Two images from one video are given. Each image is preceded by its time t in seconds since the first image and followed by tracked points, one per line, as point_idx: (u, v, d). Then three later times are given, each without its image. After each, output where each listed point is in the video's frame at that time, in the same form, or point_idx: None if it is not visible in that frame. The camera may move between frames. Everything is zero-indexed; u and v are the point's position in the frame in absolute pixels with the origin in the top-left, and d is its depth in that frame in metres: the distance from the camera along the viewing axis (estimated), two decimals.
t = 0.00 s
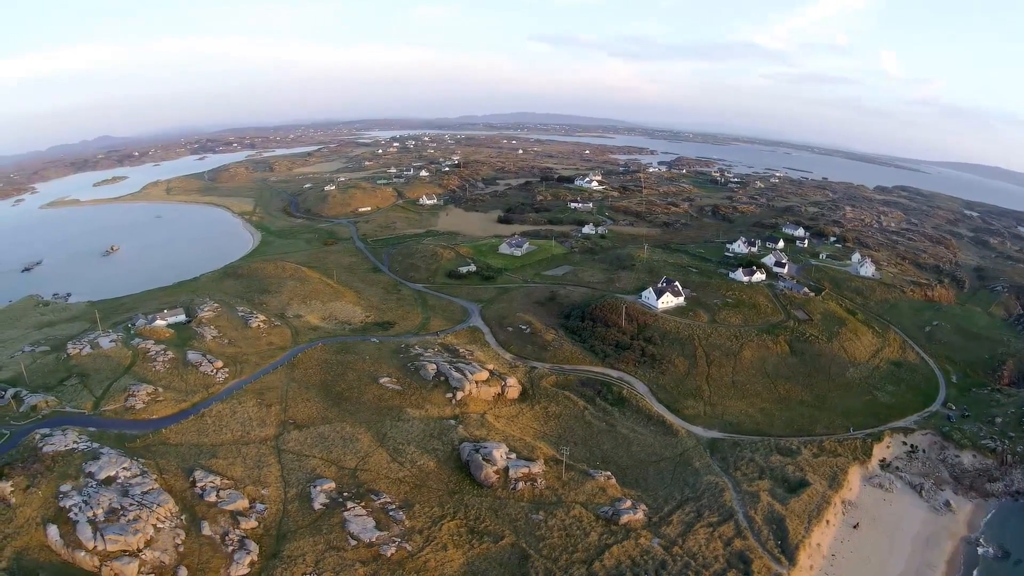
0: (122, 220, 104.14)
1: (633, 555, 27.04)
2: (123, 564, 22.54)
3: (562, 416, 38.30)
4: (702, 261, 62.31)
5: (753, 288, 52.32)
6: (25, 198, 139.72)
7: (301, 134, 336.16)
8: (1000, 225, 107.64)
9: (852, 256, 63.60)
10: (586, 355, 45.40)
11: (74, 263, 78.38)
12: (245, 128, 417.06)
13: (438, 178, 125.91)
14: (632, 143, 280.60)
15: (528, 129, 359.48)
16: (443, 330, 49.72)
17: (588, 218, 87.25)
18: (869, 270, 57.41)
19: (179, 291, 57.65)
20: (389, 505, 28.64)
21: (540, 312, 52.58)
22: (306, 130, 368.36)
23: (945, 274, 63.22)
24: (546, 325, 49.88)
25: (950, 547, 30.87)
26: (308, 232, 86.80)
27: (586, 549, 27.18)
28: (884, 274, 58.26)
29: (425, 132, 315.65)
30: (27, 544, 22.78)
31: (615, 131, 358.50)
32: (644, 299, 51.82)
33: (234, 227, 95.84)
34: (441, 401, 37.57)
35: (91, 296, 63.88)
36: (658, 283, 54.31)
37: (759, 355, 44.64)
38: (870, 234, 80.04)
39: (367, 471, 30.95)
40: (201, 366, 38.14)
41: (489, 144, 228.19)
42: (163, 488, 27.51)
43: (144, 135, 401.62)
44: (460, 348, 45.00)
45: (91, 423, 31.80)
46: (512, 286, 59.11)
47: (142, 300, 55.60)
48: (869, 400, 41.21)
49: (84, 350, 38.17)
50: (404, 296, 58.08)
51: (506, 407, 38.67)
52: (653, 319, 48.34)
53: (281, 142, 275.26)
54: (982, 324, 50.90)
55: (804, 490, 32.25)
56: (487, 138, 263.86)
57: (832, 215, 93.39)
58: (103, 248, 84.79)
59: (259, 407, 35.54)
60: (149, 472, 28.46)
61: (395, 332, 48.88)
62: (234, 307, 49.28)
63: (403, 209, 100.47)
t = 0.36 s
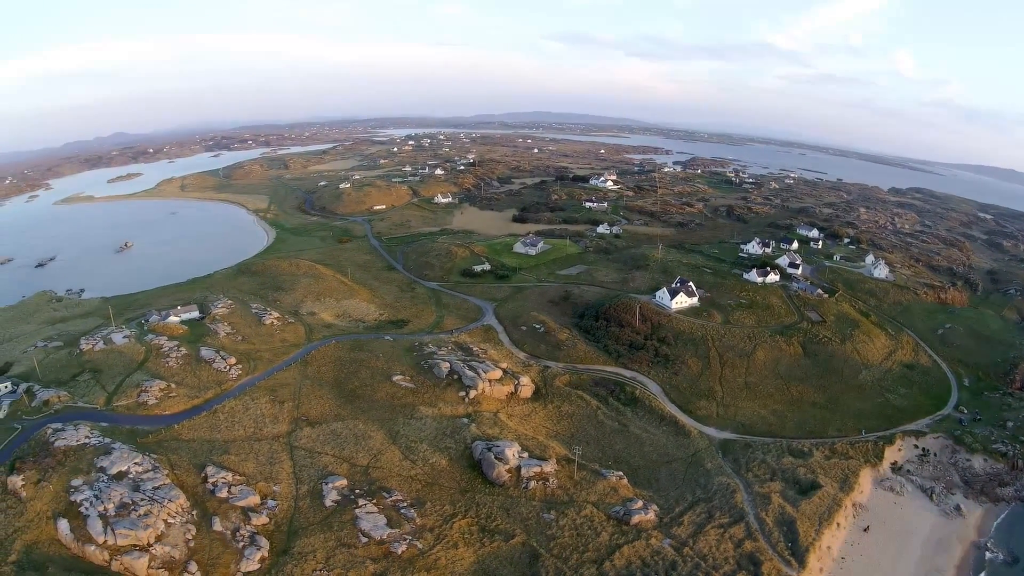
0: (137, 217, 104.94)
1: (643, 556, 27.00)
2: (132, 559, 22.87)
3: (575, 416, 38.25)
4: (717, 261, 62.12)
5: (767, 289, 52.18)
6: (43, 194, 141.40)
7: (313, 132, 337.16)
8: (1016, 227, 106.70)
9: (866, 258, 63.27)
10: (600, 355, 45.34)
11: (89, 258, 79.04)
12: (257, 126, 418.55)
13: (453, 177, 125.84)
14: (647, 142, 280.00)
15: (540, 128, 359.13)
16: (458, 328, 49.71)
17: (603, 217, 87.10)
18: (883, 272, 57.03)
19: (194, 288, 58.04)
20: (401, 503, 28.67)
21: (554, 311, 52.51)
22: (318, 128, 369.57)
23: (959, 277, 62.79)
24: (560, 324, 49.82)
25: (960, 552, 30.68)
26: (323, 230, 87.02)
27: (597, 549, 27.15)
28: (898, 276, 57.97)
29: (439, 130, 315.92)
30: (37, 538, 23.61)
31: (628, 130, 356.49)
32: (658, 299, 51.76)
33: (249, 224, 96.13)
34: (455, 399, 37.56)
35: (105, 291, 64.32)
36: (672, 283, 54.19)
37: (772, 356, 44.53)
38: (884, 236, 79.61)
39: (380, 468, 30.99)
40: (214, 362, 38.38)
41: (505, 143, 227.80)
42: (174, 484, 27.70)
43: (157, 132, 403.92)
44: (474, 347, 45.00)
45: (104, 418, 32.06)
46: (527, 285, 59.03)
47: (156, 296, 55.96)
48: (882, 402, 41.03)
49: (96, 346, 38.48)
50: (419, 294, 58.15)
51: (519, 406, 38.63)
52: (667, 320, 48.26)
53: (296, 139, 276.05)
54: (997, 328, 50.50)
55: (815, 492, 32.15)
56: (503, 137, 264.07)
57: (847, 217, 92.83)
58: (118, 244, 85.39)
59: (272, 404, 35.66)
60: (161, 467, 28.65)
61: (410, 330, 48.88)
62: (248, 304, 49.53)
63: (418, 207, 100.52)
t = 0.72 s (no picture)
0: (153, 213, 105.79)
1: (655, 556, 26.96)
2: (143, 554, 23.12)
3: (589, 415, 38.22)
4: (733, 262, 61.93)
5: (782, 290, 51.95)
6: (61, 190, 143.09)
7: (325, 129, 338.23)
8: None
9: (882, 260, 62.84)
10: (615, 355, 45.26)
11: (104, 254, 79.77)
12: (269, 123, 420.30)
13: (469, 175, 125.67)
14: (662, 142, 278.95)
15: (551, 126, 358.53)
16: (473, 327, 49.73)
17: (619, 217, 86.84)
18: (898, 275, 56.80)
19: (210, 284, 58.46)
20: (413, 500, 28.74)
21: (569, 311, 52.43)
22: (330, 125, 370.44)
23: (973, 280, 62.37)
24: (576, 324, 49.73)
25: (971, 558, 30.48)
26: (339, 227, 87.15)
27: (609, 549, 27.11)
28: (912, 278, 57.65)
29: (453, 128, 316.01)
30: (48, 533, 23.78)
31: (640, 129, 354.70)
32: (673, 300, 51.66)
33: (264, 221, 96.53)
34: (469, 397, 37.62)
35: (119, 286, 64.82)
36: (688, 283, 54.03)
37: (787, 358, 44.36)
38: (900, 238, 79.12)
39: (393, 466, 31.09)
40: (229, 358, 38.68)
41: (522, 142, 227.40)
42: (187, 479, 27.98)
43: (169, 129, 406.66)
44: (489, 345, 44.95)
45: (117, 413, 32.37)
46: (543, 284, 59.00)
47: (171, 292, 56.47)
48: (895, 405, 40.82)
49: (111, 341, 38.85)
50: (434, 292, 58.20)
51: (534, 405, 38.63)
52: (683, 320, 48.14)
53: (312, 137, 276.83)
54: (1013, 332, 50.01)
55: (828, 495, 32.05)
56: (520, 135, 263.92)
57: (862, 218, 92.30)
58: (134, 239, 86.11)
59: (286, 400, 35.87)
60: (174, 462, 28.94)
61: (425, 328, 48.92)
62: (263, 301, 49.88)
63: (434, 205, 100.52)
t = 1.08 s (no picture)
0: (170, 208, 106.75)
1: (666, 557, 26.93)
2: (155, 548, 23.51)
3: (603, 415, 38.16)
4: (748, 262, 61.69)
5: (798, 291, 51.67)
6: (79, 185, 144.86)
7: (338, 126, 339.12)
8: None
9: (897, 261, 62.47)
10: (630, 355, 45.20)
11: (119, 249, 80.58)
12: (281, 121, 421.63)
13: (486, 173, 125.67)
14: (677, 142, 278.32)
15: (563, 125, 358.23)
16: (488, 325, 49.71)
17: (635, 216, 86.63)
18: (913, 277, 56.42)
19: (226, 280, 58.88)
20: (426, 498, 28.84)
21: (585, 310, 52.36)
22: (344, 123, 371.97)
23: (988, 283, 61.88)
24: (591, 323, 49.67)
25: (984, 563, 30.06)
26: (355, 225, 87.33)
27: (621, 549, 27.07)
28: (928, 280, 57.20)
29: (467, 127, 316.37)
30: (60, 526, 24.55)
31: (653, 128, 352.87)
32: (689, 300, 51.51)
33: (279, 217, 96.85)
34: (483, 396, 37.65)
35: (133, 282, 65.42)
36: (703, 283, 53.84)
37: (801, 360, 44.13)
38: (915, 240, 78.66)
39: (407, 463, 31.19)
40: (243, 355, 38.96)
41: (538, 141, 226.78)
42: (200, 475, 28.27)
43: (182, 125, 409.53)
44: (504, 344, 44.93)
45: (131, 408, 32.78)
46: (558, 284, 58.89)
47: (186, 289, 56.98)
48: (908, 409, 40.58)
49: (126, 336, 39.36)
50: (450, 290, 58.23)
51: (548, 404, 38.59)
52: (698, 320, 47.98)
53: (328, 135, 279.46)
54: None
55: (840, 498, 31.95)
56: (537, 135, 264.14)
57: (878, 220, 91.64)
58: (150, 235, 86.92)
59: (300, 397, 36.05)
60: (187, 457, 29.24)
61: (439, 326, 48.92)
62: (279, 298, 50.16)
63: (450, 203, 100.59)
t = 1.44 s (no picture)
0: (186, 204, 107.59)
1: (678, 558, 26.88)
2: (166, 543, 23.74)
3: (617, 415, 38.11)
4: (763, 263, 61.57)
5: (813, 292, 51.42)
6: (97, 181, 146.39)
7: (351, 124, 340.24)
8: None
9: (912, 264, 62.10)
10: (645, 355, 45.15)
11: (134, 244, 81.34)
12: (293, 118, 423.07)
13: (502, 172, 125.62)
14: (692, 141, 277.61)
15: (575, 124, 357.93)
16: (503, 324, 49.71)
17: (652, 216, 86.47)
18: (928, 280, 56.07)
19: (242, 277, 59.26)
20: (440, 497, 28.88)
21: (600, 309, 52.35)
22: (357, 121, 373.22)
23: (1003, 287, 61.36)
24: (606, 323, 49.67)
25: (995, 569, 29.83)
26: (371, 222, 87.53)
27: (633, 549, 27.03)
28: (943, 283, 56.77)
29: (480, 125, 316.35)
30: (71, 519, 24.83)
31: (665, 127, 351.13)
32: (704, 300, 51.41)
33: (295, 215, 97.19)
34: (498, 394, 37.66)
35: (149, 277, 65.96)
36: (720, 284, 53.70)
37: (816, 361, 43.95)
38: (930, 243, 78.16)
39: (421, 461, 31.26)
40: (258, 351, 39.26)
41: (554, 140, 226.44)
42: (213, 470, 28.47)
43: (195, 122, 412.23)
44: (519, 343, 44.95)
45: (144, 403, 33.10)
46: (574, 283, 58.87)
47: (201, 285, 57.42)
48: (922, 412, 40.32)
49: (140, 332, 39.81)
50: (466, 289, 58.30)
51: (563, 403, 38.55)
52: (713, 321, 47.88)
53: (344, 132, 280.56)
54: None
55: (853, 501, 31.85)
56: (553, 133, 264.04)
57: (893, 222, 91.08)
58: (165, 231, 87.55)
59: (315, 394, 36.21)
60: (200, 453, 29.44)
61: (456, 324, 48.96)
62: (294, 295, 50.45)
63: (466, 201, 100.62)
